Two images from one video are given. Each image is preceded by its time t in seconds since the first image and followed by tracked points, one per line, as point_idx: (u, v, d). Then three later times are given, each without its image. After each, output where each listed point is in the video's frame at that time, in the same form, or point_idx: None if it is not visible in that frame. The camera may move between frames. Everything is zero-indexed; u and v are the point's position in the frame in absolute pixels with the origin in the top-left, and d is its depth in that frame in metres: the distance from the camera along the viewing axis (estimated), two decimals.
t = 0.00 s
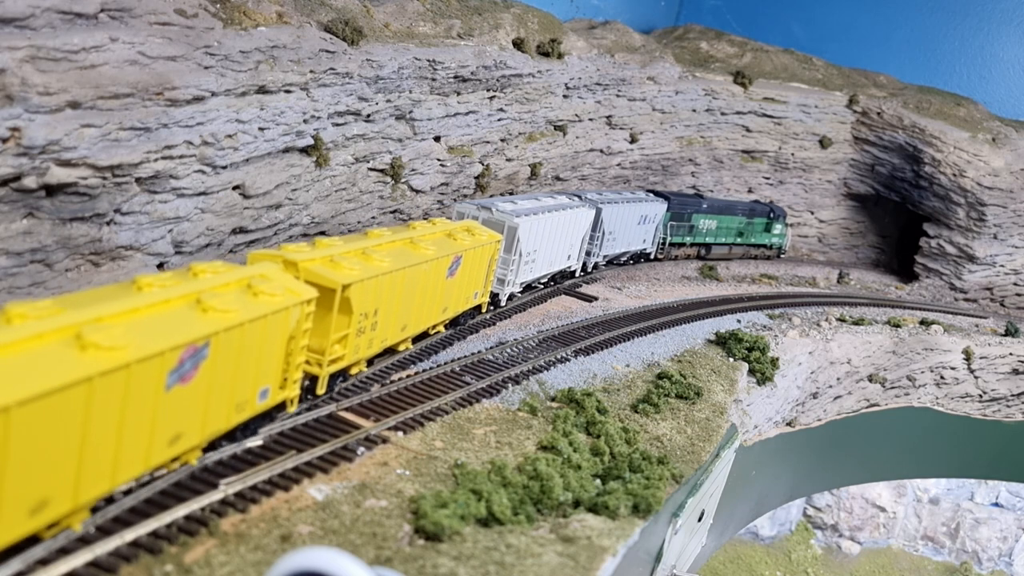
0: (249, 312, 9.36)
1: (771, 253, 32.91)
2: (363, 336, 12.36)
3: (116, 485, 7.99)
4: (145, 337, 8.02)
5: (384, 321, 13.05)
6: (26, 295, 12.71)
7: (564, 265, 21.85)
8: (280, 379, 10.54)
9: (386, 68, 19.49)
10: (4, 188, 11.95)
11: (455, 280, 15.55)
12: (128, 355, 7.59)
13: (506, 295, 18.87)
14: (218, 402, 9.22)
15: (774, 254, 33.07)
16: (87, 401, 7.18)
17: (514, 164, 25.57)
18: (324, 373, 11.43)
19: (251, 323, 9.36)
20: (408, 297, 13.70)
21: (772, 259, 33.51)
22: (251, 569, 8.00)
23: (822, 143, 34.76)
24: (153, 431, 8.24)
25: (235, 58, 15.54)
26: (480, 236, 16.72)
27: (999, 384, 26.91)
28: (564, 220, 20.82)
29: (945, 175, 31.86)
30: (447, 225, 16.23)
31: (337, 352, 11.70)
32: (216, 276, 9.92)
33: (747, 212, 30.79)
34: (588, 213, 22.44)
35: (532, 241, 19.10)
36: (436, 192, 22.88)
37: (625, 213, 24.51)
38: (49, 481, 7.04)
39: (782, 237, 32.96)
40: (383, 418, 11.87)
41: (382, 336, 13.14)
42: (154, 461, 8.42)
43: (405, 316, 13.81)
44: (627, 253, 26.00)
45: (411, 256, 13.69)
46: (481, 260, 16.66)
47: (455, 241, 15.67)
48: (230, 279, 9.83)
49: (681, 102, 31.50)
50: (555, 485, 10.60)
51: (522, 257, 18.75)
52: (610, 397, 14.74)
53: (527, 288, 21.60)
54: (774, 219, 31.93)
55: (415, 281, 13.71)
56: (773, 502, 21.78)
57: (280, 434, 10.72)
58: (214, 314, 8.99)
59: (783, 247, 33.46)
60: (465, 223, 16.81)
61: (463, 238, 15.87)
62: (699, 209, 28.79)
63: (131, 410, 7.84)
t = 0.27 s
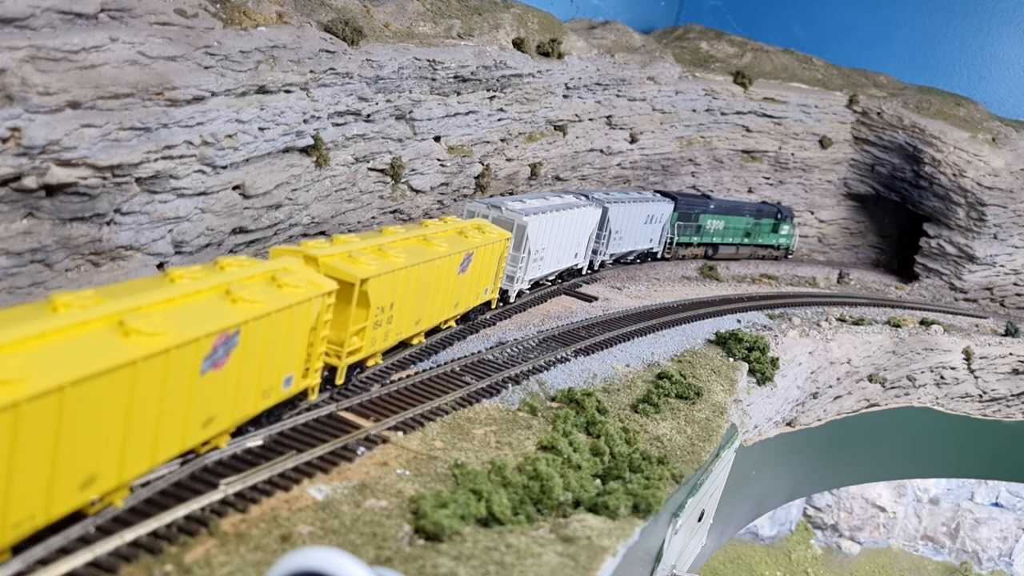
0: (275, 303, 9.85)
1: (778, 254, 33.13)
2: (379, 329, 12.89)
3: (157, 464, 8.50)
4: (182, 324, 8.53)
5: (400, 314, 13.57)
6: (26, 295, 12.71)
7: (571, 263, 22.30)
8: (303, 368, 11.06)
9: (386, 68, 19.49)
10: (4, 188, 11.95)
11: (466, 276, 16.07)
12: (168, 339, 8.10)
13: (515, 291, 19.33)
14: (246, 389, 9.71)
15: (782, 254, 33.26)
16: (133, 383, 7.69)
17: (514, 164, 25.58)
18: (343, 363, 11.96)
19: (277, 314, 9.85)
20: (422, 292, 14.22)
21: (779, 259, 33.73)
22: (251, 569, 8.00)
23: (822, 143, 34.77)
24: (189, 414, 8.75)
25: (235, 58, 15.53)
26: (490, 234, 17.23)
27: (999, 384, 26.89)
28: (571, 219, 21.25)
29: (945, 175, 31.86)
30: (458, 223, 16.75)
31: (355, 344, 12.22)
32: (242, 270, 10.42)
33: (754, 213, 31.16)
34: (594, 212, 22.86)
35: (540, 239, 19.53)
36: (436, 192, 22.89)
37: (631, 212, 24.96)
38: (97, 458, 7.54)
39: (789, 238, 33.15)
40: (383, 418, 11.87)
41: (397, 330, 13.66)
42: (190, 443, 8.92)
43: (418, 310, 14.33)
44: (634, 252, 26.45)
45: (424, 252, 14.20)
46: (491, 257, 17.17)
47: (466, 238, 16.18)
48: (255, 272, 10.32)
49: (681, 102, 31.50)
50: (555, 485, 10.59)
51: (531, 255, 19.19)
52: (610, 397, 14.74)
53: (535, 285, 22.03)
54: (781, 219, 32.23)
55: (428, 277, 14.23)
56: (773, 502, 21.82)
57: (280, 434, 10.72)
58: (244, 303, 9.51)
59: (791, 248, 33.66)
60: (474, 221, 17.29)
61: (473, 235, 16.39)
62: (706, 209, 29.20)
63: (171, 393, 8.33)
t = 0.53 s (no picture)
0: (298, 295, 10.26)
1: (786, 254, 33.23)
2: (395, 322, 13.33)
3: (189, 448, 8.97)
4: (213, 314, 8.96)
5: (414, 309, 14.01)
6: (26, 295, 12.71)
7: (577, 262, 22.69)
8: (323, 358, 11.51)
9: (386, 68, 19.50)
10: (4, 188, 11.95)
11: (478, 272, 16.50)
12: (201, 328, 8.52)
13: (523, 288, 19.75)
14: (271, 377, 10.14)
15: (789, 255, 33.37)
16: (169, 369, 8.13)
17: (514, 164, 25.58)
18: (359, 355, 12.42)
19: (300, 305, 10.27)
20: (434, 287, 14.64)
21: (787, 259, 33.84)
22: (251, 569, 8.00)
23: (822, 143, 34.78)
24: (218, 399, 9.20)
25: (235, 58, 15.54)
26: (500, 231, 17.64)
27: (999, 384, 26.89)
28: (578, 217, 21.65)
29: (945, 175, 31.86)
30: (469, 221, 17.15)
31: (371, 337, 12.66)
32: (266, 263, 10.84)
33: (762, 213, 31.28)
34: (601, 211, 23.21)
35: (547, 237, 19.95)
36: (436, 192, 22.88)
37: (638, 211, 25.27)
38: (135, 440, 8.00)
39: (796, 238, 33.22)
40: (384, 418, 11.87)
41: (411, 323, 14.10)
42: (221, 426, 9.43)
43: (431, 305, 14.77)
44: (640, 251, 26.77)
45: (437, 249, 14.62)
46: (501, 254, 17.60)
47: (477, 235, 16.61)
48: (279, 265, 10.73)
49: (681, 102, 31.50)
50: (555, 485, 10.60)
51: (538, 252, 19.62)
52: (610, 397, 14.74)
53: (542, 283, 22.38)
54: (788, 220, 32.22)
55: (441, 273, 14.65)
56: (773, 502, 21.83)
57: (280, 434, 10.71)
58: (269, 295, 9.92)
59: (798, 248, 33.75)
60: (485, 219, 17.69)
61: (484, 233, 16.80)
62: (713, 209, 29.39)
63: (202, 379, 8.76)
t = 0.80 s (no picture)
0: (319, 289, 10.70)
1: (792, 254, 33.39)
2: (408, 317, 13.79)
3: (219, 432, 9.41)
4: (241, 305, 9.39)
5: (426, 304, 14.47)
6: (26, 295, 12.71)
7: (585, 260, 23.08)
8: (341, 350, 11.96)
9: (386, 68, 19.49)
10: (4, 188, 11.95)
11: (486, 269, 16.97)
12: (231, 318, 8.94)
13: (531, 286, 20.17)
14: (294, 367, 10.58)
15: (795, 255, 33.57)
16: (202, 356, 8.54)
17: (514, 164, 25.57)
18: (374, 348, 12.91)
19: (320, 299, 10.71)
20: (446, 283, 15.11)
21: (793, 260, 34.02)
22: (251, 569, 8.00)
23: (822, 143, 34.79)
24: (246, 387, 9.63)
25: (235, 58, 15.53)
26: (508, 229, 18.10)
27: (999, 384, 26.88)
28: (585, 217, 22.07)
29: (945, 175, 31.87)
30: (478, 220, 17.63)
31: (385, 330, 13.11)
32: (285, 259, 11.27)
33: (769, 214, 31.41)
34: (607, 211, 23.57)
35: (555, 235, 20.38)
36: (436, 192, 22.88)
37: (644, 211, 25.58)
38: (172, 423, 8.46)
39: (803, 239, 33.37)
40: (383, 419, 11.87)
41: (423, 318, 14.57)
42: (248, 413, 9.87)
43: (443, 301, 15.24)
44: (647, 250, 27.08)
45: (448, 247, 15.10)
46: (509, 252, 18.07)
47: (486, 233, 17.09)
48: (299, 260, 11.16)
49: (681, 102, 31.50)
50: (555, 485, 10.59)
51: (546, 250, 20.06)
52: (610, 397, 14.74)
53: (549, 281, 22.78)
54: (795, 221, 32.39)
55: (451, 269, 15.12)
56: (773, 502, 21.84)
57: (280, 434, 10.71)
58: (292, 288, 10.34)
59: (805, 249, 33.96)
60: (493, 218, 18.13)
61: (492, 231, 17.28)
62: (720, 209, 29.64)
63: (232, 367, 9.19)
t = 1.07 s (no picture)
0: (337, 282, 11.16)
1: (798, 255, 33.58)
2: (421, 312, 14.28)
3: (245, 418, 9.92)
4: (265, 297, 9.86)
5: (438, 299, 14.95)
6: (26, 295, 12.71)
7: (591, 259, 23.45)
8: (357, 343, 12.44)
9: (386, 68, 19.50)
10: (4, 188, 11.96)
11: (496, 266, 17.43)
12: (257, 309, 9.41)
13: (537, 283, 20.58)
14: (313, 358, 11.05)
15: (802, 255, 33.76)
16: (230, 345, 9.02)
17: (514, 164, 25.58)
18: (389, 341, 13.32)
19: (339, 292, 11.17)
20: (457, 279, 15.58)
21: (800, 260, 34.19)
22: (251, 569, 8.00)
23: (822, 143, 34.80)
24: (270, 376, 10.11)
25: (235, 58, 15.54)
26: (518, 228, 18.56)
27: (999, 384, 26.88)
28: (592, 216, 22.43)
29: (945, 175, 31.87)
30: (487, 219, 18.08)
31: (400, 325, 13.60)
32: (305, 253, 11.74)
33: (775, 215, 31.57)
34: (614, 210, 23.90)
35: (561, 234, 20.77)
36: (436, 192, 22.87)
37: (650, 210, 25.87)
38: (203, 408, 8.96)
39: (810, 239, 33.51)
40: (383, 419, 11.87)
41: (435, 313, 15.04)
42: (272, 401, 10.36)
43: (454, 296, 15.72)
44: (653, 249, 27.37)
45: (459, 244, 15.57)
46: (518, 250, 18.54)
47: (496, 231, 17.55)
48: (318, 255, 11.63)
49: (681, 102, 31.51)
50: (555, 485, 10.59)
51: (553, 248, 20.46)
52: (610, 397, 14.74)
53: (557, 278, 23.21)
54: (801, 221, 32.53)
55: (463, 266, 15.59)
56: (773, 502, 21.83)
57: (280, 434, 10.71)
58: (312, 281, 10.81)
59: (811, 249, 34.14)
60: (503, 217, 18.58)
61: (502, 229, 17.73)
62: (727, 210, 29.74)
63: (257, 356, 9.66)
